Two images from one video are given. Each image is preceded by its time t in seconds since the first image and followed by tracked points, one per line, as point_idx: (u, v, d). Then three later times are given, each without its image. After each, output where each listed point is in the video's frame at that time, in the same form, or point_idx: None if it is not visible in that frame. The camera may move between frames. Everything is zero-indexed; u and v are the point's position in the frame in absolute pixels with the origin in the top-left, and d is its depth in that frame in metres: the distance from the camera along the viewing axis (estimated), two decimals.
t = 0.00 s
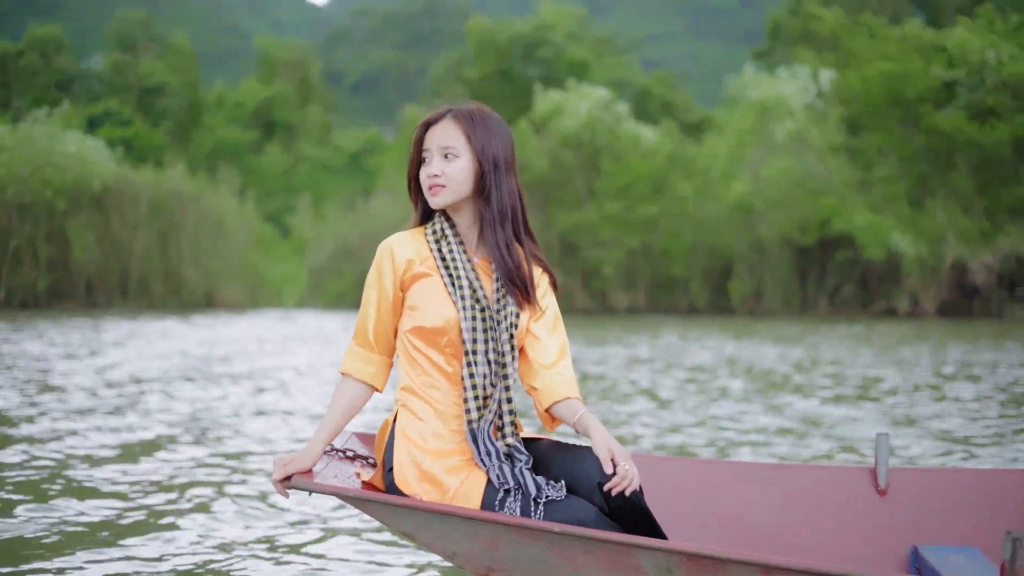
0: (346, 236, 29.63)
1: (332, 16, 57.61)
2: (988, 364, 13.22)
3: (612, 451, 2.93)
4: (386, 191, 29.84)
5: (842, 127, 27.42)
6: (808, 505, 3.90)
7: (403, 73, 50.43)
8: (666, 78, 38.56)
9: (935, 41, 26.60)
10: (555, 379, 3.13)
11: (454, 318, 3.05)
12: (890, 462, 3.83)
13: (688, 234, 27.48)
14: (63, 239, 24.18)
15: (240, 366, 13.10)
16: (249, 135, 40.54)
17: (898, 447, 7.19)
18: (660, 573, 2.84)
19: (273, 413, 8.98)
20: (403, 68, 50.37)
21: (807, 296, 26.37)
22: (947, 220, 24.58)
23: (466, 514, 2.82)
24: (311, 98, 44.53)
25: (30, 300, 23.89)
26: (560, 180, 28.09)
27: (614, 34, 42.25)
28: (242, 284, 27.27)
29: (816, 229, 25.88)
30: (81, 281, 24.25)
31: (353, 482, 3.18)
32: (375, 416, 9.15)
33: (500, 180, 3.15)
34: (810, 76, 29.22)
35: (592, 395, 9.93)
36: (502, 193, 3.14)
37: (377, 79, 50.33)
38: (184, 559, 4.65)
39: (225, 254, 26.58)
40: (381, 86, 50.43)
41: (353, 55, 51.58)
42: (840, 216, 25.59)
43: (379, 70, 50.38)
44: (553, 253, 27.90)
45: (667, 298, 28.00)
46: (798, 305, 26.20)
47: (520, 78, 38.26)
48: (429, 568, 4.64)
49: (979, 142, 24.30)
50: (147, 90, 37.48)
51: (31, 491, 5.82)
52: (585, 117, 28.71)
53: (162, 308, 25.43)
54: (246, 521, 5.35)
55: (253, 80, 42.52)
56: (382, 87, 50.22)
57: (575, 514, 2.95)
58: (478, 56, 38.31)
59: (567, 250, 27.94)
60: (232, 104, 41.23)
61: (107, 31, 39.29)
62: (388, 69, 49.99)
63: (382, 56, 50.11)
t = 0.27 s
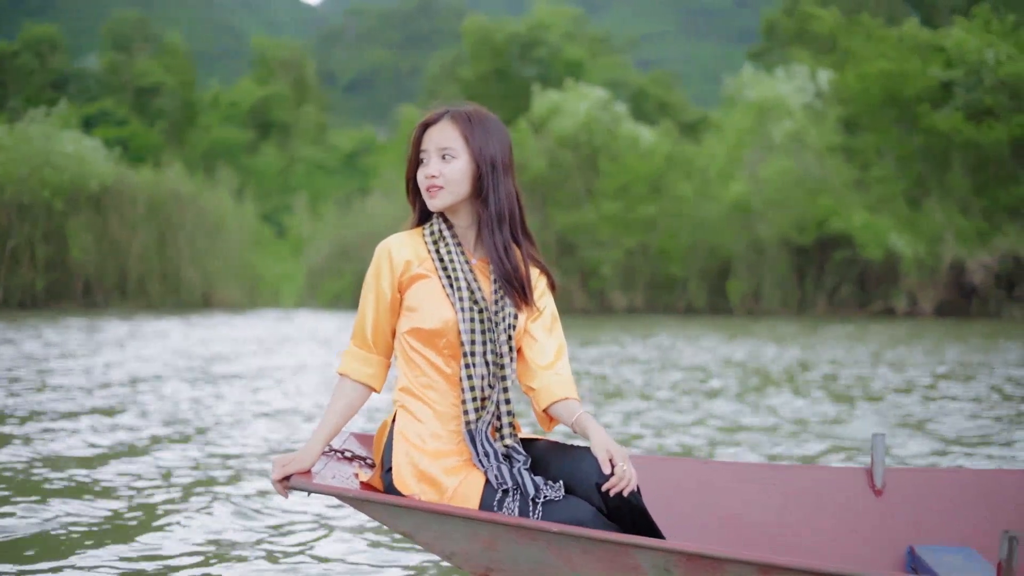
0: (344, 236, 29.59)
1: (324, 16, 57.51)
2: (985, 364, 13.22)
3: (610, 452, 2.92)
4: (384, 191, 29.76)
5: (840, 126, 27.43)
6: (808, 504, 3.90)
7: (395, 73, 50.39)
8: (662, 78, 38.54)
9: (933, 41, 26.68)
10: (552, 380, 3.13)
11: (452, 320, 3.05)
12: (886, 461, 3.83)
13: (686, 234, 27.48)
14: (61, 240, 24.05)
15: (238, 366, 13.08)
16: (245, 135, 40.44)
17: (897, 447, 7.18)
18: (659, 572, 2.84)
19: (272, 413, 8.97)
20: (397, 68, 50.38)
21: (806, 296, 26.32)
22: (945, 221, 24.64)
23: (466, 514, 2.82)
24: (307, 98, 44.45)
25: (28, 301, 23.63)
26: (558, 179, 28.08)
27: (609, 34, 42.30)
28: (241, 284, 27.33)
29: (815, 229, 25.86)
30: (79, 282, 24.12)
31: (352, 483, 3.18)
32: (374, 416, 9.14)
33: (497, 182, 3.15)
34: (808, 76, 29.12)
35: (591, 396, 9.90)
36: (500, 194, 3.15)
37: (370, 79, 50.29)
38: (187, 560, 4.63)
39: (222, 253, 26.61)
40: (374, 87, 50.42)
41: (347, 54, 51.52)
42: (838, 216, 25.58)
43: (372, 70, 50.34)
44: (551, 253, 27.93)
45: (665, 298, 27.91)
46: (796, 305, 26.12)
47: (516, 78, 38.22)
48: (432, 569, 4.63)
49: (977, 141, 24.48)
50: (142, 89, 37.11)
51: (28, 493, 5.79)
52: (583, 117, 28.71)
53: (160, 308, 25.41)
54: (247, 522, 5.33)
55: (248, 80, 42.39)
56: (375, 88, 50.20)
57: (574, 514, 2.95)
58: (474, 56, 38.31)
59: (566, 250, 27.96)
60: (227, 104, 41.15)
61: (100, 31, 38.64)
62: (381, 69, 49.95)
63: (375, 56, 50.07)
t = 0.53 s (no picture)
0: (342, 236, 29.56)
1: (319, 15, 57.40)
2: (980, 365, 13.24)
3: (611, 452, 2.93)
4: (381, 191, 29.76)
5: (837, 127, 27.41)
6: (808, 505, 3.90)
7: (389, 73, 50.50)
8: (658, 79, 38.56)
9: (931, 41, 26.69)
10: (551, 380, 3.14)
11: (451, 320, 3.05)
12: (881, 462, 3.83)
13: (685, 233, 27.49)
14: (60, 239, 24.03)
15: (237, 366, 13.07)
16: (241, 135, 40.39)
17: (895, 447, 7.18)
18: (657, 572, 2.85)
19: (272, 414, 8.96)
20: (390, 67, 50.47)
21: (805, 296, 26.40)
22: (943, 220, 24.65)
23: (465, 513, 2.82)
24: (303, 98, 44.42)
25: (26, 300, 23.55)
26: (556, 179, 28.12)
27: (606, 34, 42.32)
28: (241, 284, 27.57)
29: (813, 229, 25.86)
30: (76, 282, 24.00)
31: (351, 482, 3.18)
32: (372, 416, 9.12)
33: (496, 182, 3.15)
34: (806, 76, 29.13)
35: (589, 396, 9.89)
36: (498, 195, 3.15)
37: (363, 79, 50.30)
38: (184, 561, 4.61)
39: (220, 252, 26.64)
40: (367, 87, 50.43)
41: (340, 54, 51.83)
42: (837, 215, 25.57)
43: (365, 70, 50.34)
44: (550, 253, 28.00)
45: (663, 298, 27.96)
46: (794, 305, 26.23)
47: (511, 78, 38.36)
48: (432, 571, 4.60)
49: (976, 142, 24.47)
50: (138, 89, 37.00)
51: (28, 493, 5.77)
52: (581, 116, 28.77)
53: (158, 308, 25.41)
54: (247, 521, 5.33)
55: (243, 79, 42.32)
56: (368, 88, 50.23)
57: (573, 514, 2.95)
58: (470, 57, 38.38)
59: (564, 250, 28.01)
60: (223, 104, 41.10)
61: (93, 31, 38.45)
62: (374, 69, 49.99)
63: (369, 56, 50.06)
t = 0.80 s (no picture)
0: (342, 236, 29.60)
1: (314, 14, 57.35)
2: (977, 364, 13.28)
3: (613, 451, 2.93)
4: (380, 190, 29.85)
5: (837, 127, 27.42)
6: (808, 505, 3.90)
7: (383, 73, 50.63)
8: (655, 79, 38.61)
9: (929, 41, 26.73)
10: (553, 381, 3.15)
11: (453, 320, 3.06)
12: (879, 463, 3.84)
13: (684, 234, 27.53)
14: (61, 239, 24.07)
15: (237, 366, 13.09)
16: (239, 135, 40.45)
17: (894, 447, 7.22)
18: (657, 569, 2.86)
19: (272, 413, 8.97)
20: (385, 67, 50.59)
21: (804, 296, 26.46)
22: (942, 220, 24.66)
23: (467, 512, 2.83)
24: (300, 98, 44.51)
25: (26, 300, 23.58)
26: (555, 179, 28.20)
27: (603, 34, 42.41)
28: (240, 284, 27.36)
29: (813, 229, 25.89)
30: (76, 283, 24.07)
31: (352, 481, 3.18)
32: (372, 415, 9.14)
33: (499, 183, 3.15)
34: (805, 76, 29.19)
35: (589, 395, 9.92)
36: (502, 196, 3.15)
37: (357, 79, 50.27)
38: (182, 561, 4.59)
39: (218, 251, 26.56)
40: (361, 87, 50.33)
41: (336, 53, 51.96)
42: (837, 215, 25.58)
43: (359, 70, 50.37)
44: (549, 253, 28.14)
45: (663, 298, 28.02)
46: (794, 304, 26.30)
47: (507, 77, 38.50)
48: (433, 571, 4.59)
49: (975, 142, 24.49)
50: (135, 89, 37.12)
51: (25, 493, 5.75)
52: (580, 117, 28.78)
53: (158, 308, 25.44)
54: (250, 521, 5.33)
55: (240, 79, 42.39)
56: (362, 88, 50.16)
57: (572, 513, 2.96)
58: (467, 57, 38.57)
59: (564, 250, 28.17)
60: (220, 104, 41.15)
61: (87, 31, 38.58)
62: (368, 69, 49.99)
63: (364, 55, 50.10)
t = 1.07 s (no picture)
0: (342, 236, 29.62)
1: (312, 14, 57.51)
2: (974, 364, 13.32)
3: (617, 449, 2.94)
4: (380, 190, 30.00)
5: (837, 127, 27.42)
6: (807, 505, 3.91)
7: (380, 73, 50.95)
8: (652, 79, 38.76)
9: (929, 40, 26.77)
10: (559, 380, 3.16)
11: (458, 321, 3.05)
12: (879, 465, 3.84)
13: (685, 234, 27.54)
14: (61, 239, 24.07)
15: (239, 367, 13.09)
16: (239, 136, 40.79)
17: (894, 446, 7.22)
18: (659, 566, 2.87)
19: (273, 413, 8.97)
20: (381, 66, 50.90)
21: (804, 296, 26.47)
22: (943, 220, 24.66)
23: (470, 510, 2.83)
24: (298, 99, 44.63)
25: (27, 300, 23.55)
26: (556, 179, 28.24)
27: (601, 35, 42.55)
28: (241, 283, 27.52)
29: (813, 229, 25.88)
30: (77, 283, 24.12)
31: (354, 480, 3.18)
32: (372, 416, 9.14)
33: (506, 184, 3.15)
34: (805, 76, 29.23)
35: (590, 395, 9.93)
36: (508, 197, 3.15)
37: (354, 79, 50.50)
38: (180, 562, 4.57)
39: (218, 251, 26.71)
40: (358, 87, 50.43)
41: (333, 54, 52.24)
42: (837, 215, 25.58)
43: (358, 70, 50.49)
44: (550, 253, 28.16)
45: (663, 298, 28.03)
46: (794, 304, 26.33)
47: (505, 77, 38.58)
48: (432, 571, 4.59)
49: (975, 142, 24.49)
50: (134, 89, 37.18)
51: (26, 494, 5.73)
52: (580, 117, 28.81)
53: (158, 308, 25.46)
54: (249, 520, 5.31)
55: (238, 78, 42.59)
56: (359, 89, 50.28)
57: (575, 511, 2.97)
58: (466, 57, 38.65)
59: (565, 250, 28.17)
60: (218, 104, 41.21)
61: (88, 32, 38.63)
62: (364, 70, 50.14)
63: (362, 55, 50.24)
